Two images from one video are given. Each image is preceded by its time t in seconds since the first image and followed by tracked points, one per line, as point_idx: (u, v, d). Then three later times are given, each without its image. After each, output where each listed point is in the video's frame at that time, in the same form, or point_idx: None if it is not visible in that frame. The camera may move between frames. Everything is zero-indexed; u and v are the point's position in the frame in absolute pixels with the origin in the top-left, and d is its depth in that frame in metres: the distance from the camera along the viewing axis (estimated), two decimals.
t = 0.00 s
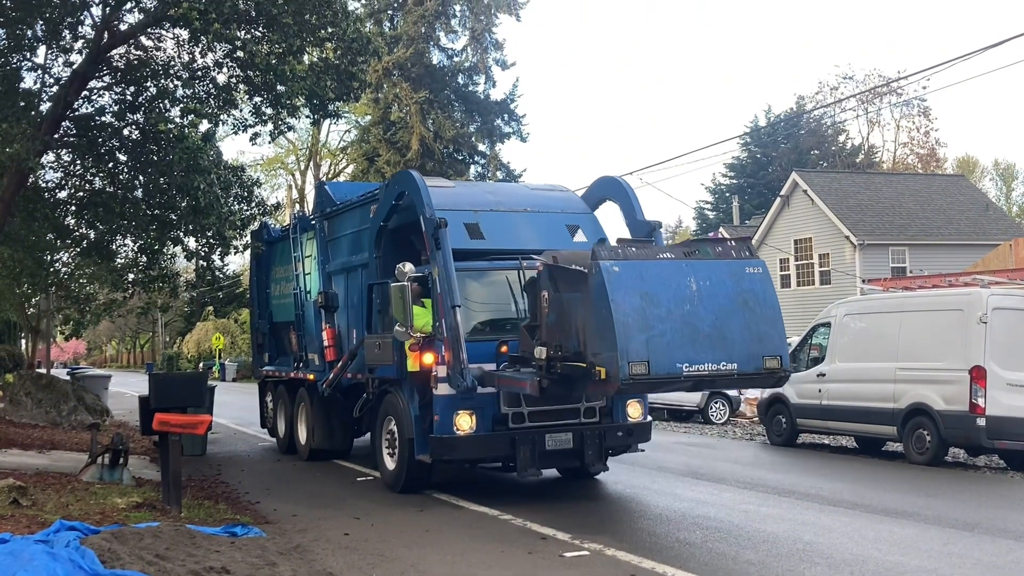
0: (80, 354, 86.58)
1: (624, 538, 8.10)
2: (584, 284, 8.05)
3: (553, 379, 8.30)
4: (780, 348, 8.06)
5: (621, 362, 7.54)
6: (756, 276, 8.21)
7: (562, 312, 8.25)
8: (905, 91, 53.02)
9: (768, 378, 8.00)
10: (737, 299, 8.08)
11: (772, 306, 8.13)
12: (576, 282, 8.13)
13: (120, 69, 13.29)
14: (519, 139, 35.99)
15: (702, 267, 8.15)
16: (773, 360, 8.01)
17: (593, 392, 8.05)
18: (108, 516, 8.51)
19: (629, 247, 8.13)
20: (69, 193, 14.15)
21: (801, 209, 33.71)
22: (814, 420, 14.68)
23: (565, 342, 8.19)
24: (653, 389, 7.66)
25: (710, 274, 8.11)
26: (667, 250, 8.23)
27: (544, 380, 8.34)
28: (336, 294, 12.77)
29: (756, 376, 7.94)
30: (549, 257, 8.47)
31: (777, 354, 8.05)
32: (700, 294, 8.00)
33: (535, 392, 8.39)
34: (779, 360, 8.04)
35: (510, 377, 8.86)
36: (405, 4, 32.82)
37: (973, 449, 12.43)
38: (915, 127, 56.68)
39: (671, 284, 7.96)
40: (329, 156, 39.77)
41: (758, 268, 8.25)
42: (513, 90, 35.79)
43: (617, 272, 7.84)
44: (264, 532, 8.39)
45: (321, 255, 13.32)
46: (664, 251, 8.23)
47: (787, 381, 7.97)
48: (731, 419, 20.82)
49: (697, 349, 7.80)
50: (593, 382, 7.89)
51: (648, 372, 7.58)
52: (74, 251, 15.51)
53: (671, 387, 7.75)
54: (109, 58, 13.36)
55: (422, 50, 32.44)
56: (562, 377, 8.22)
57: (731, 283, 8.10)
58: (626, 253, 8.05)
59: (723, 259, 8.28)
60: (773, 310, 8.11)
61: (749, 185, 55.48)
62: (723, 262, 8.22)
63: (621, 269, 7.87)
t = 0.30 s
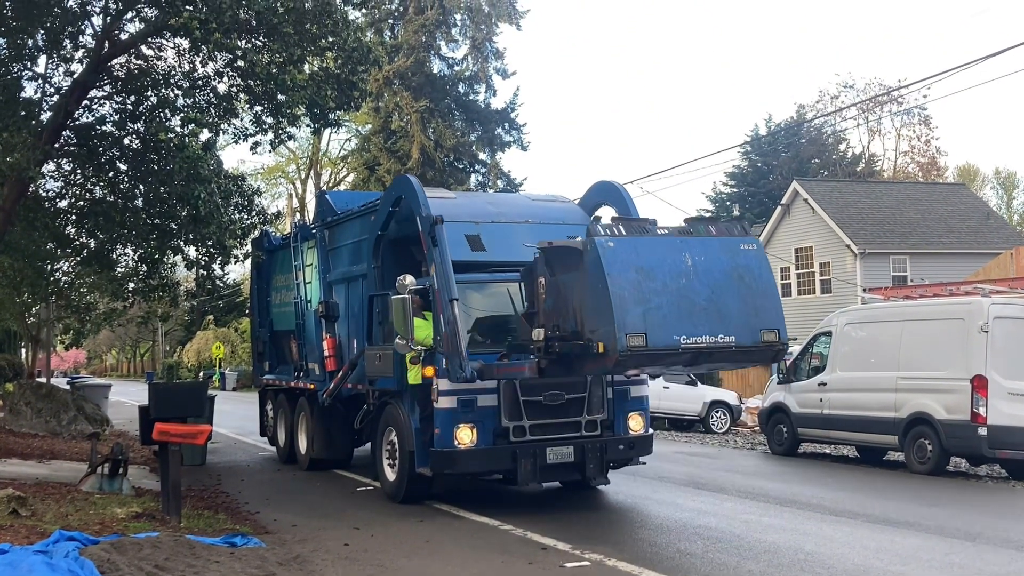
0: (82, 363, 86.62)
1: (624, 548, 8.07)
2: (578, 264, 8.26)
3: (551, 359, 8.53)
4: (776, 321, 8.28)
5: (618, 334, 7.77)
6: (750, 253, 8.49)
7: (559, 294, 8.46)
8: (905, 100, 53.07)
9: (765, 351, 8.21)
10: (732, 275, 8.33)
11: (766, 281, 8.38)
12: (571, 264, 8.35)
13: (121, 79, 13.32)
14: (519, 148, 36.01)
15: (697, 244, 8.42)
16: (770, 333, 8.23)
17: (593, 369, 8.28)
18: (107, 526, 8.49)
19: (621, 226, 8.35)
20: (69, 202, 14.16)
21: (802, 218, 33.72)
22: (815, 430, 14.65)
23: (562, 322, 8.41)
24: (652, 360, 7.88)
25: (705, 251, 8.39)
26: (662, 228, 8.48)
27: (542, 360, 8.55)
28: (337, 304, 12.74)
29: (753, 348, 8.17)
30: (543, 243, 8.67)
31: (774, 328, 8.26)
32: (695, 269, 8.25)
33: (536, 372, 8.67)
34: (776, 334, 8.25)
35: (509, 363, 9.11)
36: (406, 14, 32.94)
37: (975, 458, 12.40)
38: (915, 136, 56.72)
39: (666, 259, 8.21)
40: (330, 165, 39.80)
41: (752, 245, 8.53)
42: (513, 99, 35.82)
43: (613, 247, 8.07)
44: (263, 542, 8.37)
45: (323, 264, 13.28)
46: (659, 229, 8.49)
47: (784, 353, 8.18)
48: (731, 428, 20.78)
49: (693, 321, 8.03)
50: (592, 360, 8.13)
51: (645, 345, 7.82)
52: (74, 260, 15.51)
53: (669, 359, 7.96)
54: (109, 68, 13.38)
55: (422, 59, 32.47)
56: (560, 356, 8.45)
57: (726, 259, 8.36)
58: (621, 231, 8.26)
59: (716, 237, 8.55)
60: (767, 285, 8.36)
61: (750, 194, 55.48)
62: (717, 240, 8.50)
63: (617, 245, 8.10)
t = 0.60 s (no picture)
0: (84, 371, 86.63)
1: (626, 558, 8.06)
2: (570, 236, 8.13)
3: (550, 333, 8.34)
4: (772, 286, 8.12)
5: (613, 296, 7.60)
6: (742, 222, 8.38)
7: (553, 269, 8.30)
8: (907, 109, 53.15)
9: (762, 317, 8.03)
10: (725, 242, 8.21)
11: (759, 248, 8.25)
12: (564, 238, 8.21)
13: (123, 88, 13.36)
14: (521, 157, 36.07)
15: (689, 214, 8.33)
16: (767, 297, 8.06)
17: (594, 340, 8.06)
18: (107, 536, 8.47)
19: (612, 196, 8.24)
20: (71, 211, 14.19)
21: (804, 227, 33.74)
22: (817, 439, 14.63)
23: (558, 294, 8.24)
24: (648, 324, 7.73)
25: (697, 220, 8.28)
26: (653, 199, 8.38)
27: (540, 334, 8.37)
28: (338, 313, 12.74)
29: (750, 312, 8.00)
30: (537, 226, 8.59)
31: (771, 292, 8.09)
32: (688, 237, 8.14)
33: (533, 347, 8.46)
34: (773, 298, 8.08)
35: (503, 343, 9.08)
36: (406, 25, 32.76)
37: (977, 468, 12.38)
38: (917, 145, 56.77)
39: (659, 227, 8.09)
40: (332, 174, 39.85)
41: (743, 215, 8.44)
42: (515, 108, 35.88)
43: (606, 216, 7.95)
44: (264, 552, 8.35)
45: (324, 273, 13.29)
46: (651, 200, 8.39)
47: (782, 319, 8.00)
48: (733, 438, 20.74)
49: (688, 285, 7.89)
50: (592, 330, 7.93)
51: (641, 307, 7.66)
52: (76, 269, 15.53)
53: (666, 322, 7.80)
54: (112, 77, 13.42)
55: (424, 68, 32.55)
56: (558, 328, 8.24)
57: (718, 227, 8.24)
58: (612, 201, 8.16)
59: (709, 208, 8.45)
60: (761, 252, 8.21)
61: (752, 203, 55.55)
62: (708, 210, 8.40)
63: (609, 214, 7.98)
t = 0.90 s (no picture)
0: (85, 379, 86.65)
1: (627, 568, 8.04)
2: (566, 217, 8.20)
3: (549, 312, 8.38)
4: (768, 260, 8.09)
5: (612, 268, 7.57)
6: (737, 197, 8.34)
7: (552, 251, 8.36)
8: (909, 118, 53.18)
9: (759, 290, 8.01)
10: (721, 217, 8.17)
11: (755, 221, 8.21)
12: (562, 221, 8.26)
13: (126, 97, 13.40)
14: (523, 165, 36.10)
15: (685, 190, 8.28)
16: (763, 270, 8.03)
17: (593, 315, 8.07)
18: (109, 546, 8.46)
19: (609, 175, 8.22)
20: (73, 220, 14.20)
21: (806, 236, 33.74)
22: (819, 448, 14.61)
23: (557, 274, 8.28)
24: (646, 296, 7.71)
25: (692, 195, 8.23)
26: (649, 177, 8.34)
27: (540, 313, 8.43)
28: (340, 321, 12.75)
29: (747, 285, 7.96)
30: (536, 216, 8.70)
31: (767, 266, 8.07)
32: (684, 211, 8.09)
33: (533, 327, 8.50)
34: (769, 271, 8.05)
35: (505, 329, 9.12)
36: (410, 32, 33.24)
37: (979, 478, 12.35)
38: (919, 154, 56.80)
39: (655, 202, 8.05)
40: (334, 183, 39.87)
41: (738, 191, 8.40)
42: (517, 117, 35.92)
43: (602, 192, 7.93)
44: (266, 562, 8.35)
45: (326, 281, 13.32)
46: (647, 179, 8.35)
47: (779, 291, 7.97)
48: (735, 447, 20.71)
49: (685, 257, 7.86)
50: (590, 305, 7.95)
51: (639, 278, 7.62)
52: (78, 278, 15.55)
53: (665, 294, 7.77)
54: (115, 86, 13.46)
55: (426, 77, 32.61)
56: (557, 306, 8.29)
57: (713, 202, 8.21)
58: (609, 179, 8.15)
59: (703, 185, 8.41)
60: (756, 225, 8.19)
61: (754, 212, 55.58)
62: (703, 186, 8.36)
63: (605, 190, 7.95)
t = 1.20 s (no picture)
0: (87, 387, 86.69)
1: None
2: (559, 197, 8.24)
3: (546, 288, 8.32)
4: (761, 229, 8.14)
5: (606, 236, 7.64)
6: (727, 169, 8.39)
7: (548, 231, 8.37)
8: (911, 128, 53.22)
9: (753, 259, 8.07)
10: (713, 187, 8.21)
11: (747, 191, 8.25)
12: (556, 199, 8.28)
13: (129, 105, 13.44)
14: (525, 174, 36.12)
15: (676, 163, 8.35)
16: (756, 238, 8.09)
17: (590, 288, 8.06)
18: (110, 554, 8.44)
19: (601, 151, 8.27)
20: (76, 228, 14.22)
21: (808, 245, 33.74)
22: (822, 457, 14.57)
23: (553, 250, 8.27)
24: (641, 264, 7.77)
25: (684, 168, 8.29)
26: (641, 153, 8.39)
27: (537, 290, 8.38)
28: (343, 330, 12.75)
29: (741, 253, 8.03)
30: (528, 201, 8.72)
31: (760, 234, 8.12)
32: (676, 182, 8.15)
33: (530, 305, 8.46)
34: (761, 240, 8.11)
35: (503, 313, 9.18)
36: (412, 43, 33.00)
37: (982, 487, 12.31)
38: (921, 163, 56.82)
39: (647, 174, 8.10)
40: (336, 191, 39.92)
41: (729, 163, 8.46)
42: (520, 125, 35.95)
43: (594, 166, 8.00)
44: (267, 571, 8.33)
45: (329, 290, 13.32)
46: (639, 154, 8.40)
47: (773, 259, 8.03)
48: (737, 456, 20.69)
49: (678, 225, 7.93)
50: (587, 277, 7.92)
51: (634, 246, 7.69)
52: (81, 285, 15.57)
53: (659, 262, 7.83)
54: (118, 94, 13.52)
55: (429, 85, 32.69)
56: (553, 282, 8.23)
57: (705, 175, 8.21)
58: (600, 155, 8.21)
59: (694, 161, 8.45)
60: (748, 195, 8.21)
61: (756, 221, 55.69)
62: (695, 160, 8.42)
63: (598, 164, 8.02)
